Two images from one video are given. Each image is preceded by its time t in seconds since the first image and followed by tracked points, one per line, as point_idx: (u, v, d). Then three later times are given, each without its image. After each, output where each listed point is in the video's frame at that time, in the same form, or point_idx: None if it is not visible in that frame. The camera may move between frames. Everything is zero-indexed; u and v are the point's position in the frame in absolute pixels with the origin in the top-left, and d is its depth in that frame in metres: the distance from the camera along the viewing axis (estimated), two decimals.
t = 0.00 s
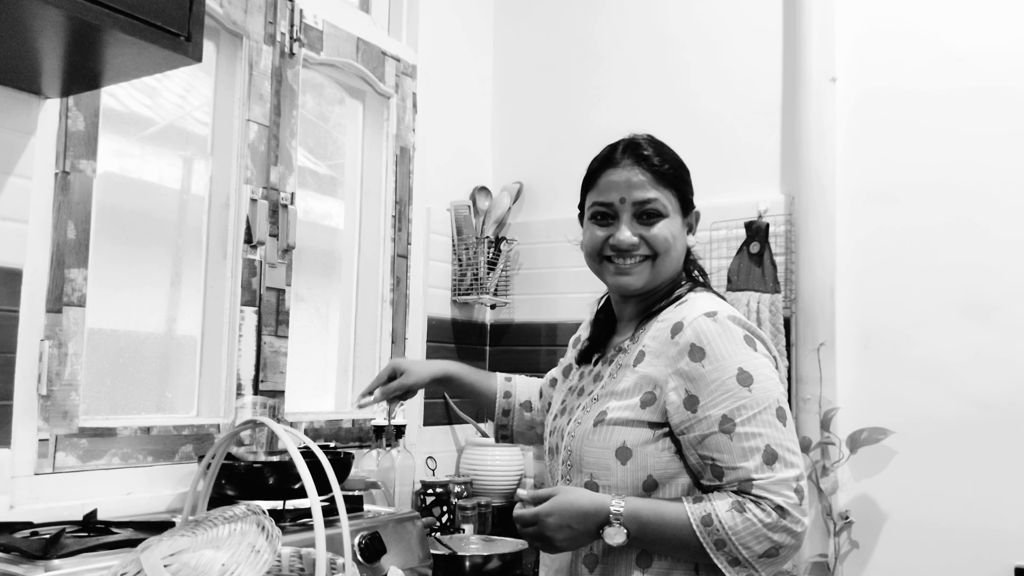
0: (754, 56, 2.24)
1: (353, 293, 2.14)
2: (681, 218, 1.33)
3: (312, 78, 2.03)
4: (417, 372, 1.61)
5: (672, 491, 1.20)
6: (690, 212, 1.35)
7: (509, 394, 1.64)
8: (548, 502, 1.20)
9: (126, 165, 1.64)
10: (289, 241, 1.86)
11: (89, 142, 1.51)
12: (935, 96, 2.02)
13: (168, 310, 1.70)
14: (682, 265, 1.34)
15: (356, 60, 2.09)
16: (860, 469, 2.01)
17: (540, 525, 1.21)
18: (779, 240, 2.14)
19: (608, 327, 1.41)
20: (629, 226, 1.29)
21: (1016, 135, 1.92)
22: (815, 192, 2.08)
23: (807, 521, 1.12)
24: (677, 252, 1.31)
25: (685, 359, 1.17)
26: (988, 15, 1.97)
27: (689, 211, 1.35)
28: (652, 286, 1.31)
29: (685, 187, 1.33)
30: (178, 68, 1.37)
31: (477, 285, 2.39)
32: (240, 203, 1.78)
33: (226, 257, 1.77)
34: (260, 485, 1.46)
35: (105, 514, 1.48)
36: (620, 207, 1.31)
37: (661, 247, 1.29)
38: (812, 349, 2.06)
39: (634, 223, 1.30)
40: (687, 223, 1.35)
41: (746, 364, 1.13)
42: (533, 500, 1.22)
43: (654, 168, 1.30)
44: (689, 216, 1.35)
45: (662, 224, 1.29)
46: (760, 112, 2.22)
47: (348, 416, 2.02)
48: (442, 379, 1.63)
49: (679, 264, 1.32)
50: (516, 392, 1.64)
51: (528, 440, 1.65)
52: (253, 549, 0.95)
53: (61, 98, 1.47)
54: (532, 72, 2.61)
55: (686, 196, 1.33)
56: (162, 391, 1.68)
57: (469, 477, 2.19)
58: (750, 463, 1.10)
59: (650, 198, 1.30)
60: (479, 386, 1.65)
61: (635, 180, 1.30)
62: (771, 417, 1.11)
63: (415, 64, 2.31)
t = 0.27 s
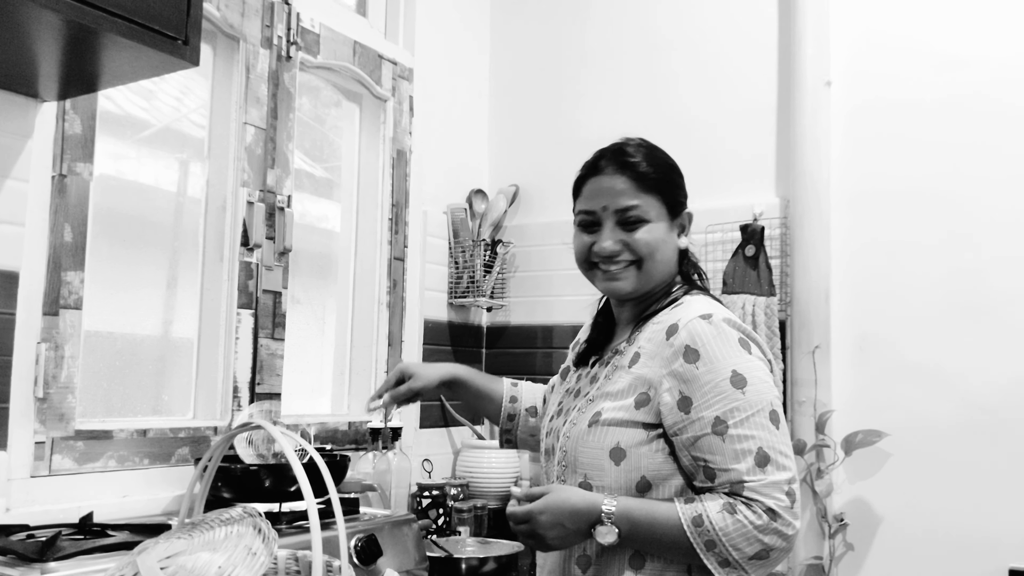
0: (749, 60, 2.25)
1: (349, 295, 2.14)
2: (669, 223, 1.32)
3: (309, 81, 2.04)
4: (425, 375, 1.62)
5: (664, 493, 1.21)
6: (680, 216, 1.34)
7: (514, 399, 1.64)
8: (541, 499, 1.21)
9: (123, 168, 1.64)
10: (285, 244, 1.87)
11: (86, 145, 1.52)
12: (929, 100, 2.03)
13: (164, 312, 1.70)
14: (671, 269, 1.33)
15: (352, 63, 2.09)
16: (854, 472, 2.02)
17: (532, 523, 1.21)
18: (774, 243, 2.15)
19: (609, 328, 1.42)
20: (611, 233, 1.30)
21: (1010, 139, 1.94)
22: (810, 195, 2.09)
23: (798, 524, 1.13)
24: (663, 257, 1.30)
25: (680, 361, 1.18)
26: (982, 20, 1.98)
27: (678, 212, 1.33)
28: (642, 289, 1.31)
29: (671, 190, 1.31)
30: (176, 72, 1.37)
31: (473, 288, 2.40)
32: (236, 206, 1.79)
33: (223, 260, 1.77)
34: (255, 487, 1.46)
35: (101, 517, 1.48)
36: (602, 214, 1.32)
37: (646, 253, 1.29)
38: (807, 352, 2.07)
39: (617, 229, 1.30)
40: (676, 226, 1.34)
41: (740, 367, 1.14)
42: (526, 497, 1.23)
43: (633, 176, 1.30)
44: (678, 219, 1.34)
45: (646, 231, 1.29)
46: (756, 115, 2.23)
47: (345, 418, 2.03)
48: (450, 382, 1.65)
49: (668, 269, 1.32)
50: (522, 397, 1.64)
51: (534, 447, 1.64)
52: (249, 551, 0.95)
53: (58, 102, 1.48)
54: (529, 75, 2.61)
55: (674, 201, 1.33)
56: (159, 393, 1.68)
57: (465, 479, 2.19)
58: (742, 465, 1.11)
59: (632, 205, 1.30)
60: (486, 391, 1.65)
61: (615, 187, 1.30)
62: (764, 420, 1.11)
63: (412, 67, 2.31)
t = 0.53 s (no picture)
0: (744, 63, 2.26)
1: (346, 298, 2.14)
2: (603, 233, 1.31)
3: (305, 83, 2.04)
4: (425, 393, 1.62)
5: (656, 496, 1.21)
6: (627, 219, 1.30)
7: (519, 409, 1.63)
8: (533, 495, 1.22)
9: (119, 170, 1.64)
10: (282, 246, 1.87)
11: (82, 147, 1.52)
12: (924, 102, 2.03)
13: (160, 315, 1.70)
14: (619, 274, 1.32)
15: (349, 65, 2.10)
16: (850, 474, 2.02)
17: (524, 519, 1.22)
18: (770, 245, 2.15)
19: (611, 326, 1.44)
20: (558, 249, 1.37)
21: (1004, 142, 1.94)
22: (806, 198, 2.10)
23: (790, 528, 1.13)
24: (599, 269, 1.32)
25: (673, 363, 1.18)
26: (975, 23, 1.99)
27: (623, 217, 1.29)
28: (599, 297, 1.35)
29: (627, 197, 1.30)
30: (172, 74, 1.37)
31: (469, 291, 2.40)
32: (233, 209, 1.79)
33: (219, 262, 1.78)
34: (252, 489, 1.46)
35: (97, 519, 1.48)
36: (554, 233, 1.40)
37: (579, 268, 1.34)
38: (803, 354, 2.07)
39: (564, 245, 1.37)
40: (625, 230, 1.30)
41: (733, 370, 1.14)
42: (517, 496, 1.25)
43: (595, 184, 1.31)
44: (626, 222, 1.30)
45: (577, 247, 1.33)
46: (751, 118, 2.23)
47: (341, 421, 2.03)
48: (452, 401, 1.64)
49: (612, 276, 1.32)
50: (526, 406, 1.63)
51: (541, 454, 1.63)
52: (245, 554, 0.95)
53: (55, 104, 1.48)
54: (525, 77, 2.62)
55: (610, 208, 1.30)
56: (155, 396, 1.68)
57: (461, 482, 2.20)
58: (734, 468, 1.11)
59: (564, 225, 1.35)
60: (489, 407, 1.64)
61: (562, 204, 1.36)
62: (757, 423, 1.12)
63: (409, 70, 2.31)
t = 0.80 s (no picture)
0: (738, 68, 2.27)
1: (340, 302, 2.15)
2: (583, 237, 1.31)
3: (300, 87, 2.04)
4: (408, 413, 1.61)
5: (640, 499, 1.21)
6: (606, 223, 1.30)
7: (502, 425, 1.62)
8: (512, 492, 1.22)
9: (112, 174, 1.64)
10: (276, 251, 1.87)
11: (75, 152, 1.52)
12: (915, 108, 2.05)
13: (153, 319, 1.70)
14: (600, 277, 1.32)
15: (343, 70, 2.10)
16: (843, 478, 2.03)
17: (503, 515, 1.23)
18: (763, 250, 2.16)
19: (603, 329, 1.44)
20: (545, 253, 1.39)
21: (995, 148, 1.95)
22: (798, 203, 2.11)
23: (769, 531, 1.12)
24: (580, 272, 1.33)
25: (653, 365, 1.18)
26: (967, 30, 2.00)
27: (601, 221, 1.30)
28: (582, 300, 1.36)
29: (609, 202, 1.29)
30: (166, 79, 1.37)
31: (463, 295, 2.40)
32: (227, 213, 1.79)
33: (213, 266, 1.78)
34: (245, 494, 1.46)
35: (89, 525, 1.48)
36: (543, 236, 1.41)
37: (561, 271, 1.35)
38: (795, 358, 2.08)
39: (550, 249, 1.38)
40: (604, 233, 1.30)
41: (711, 371, 1.13)
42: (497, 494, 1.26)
43: (580, 190, 1.32)
44: (605, 226, 1.30)
45: (559, 250, 1.34)
46: (744, 123, 2.24)
47: (335, 425, 2.02)
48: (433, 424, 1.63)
49: (592, 279, 1.32)
50: (509, 421, 1.62)
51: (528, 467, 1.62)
52: (239, 559, 0.93)
53: (48, 108, 1.48)
54: (519, 82, 2.62)
55: (591, 212, 1.30)
56: (148, 400, 1.67)
57: (455, 486, 2.20)
58: (711, 469, 1.10)
59: (549, 228, 1.36)
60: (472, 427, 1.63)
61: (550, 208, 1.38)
62: (735, 425, 1.11)
63: (403, 74, 2.32)
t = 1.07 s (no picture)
0: (734, 71, 2.27)
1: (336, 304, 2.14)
2: (581, 238, 1.31)
3: (296, 90, 2.04)
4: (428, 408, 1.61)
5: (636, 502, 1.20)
6: (603, 225, 1.29)
7: (520, 431, 1.61)
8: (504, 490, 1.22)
9: (108, 176, 1.63)
10: (272, 253, 1.87)
11: (71, 154, 1.51)
12: (912, 111, 2.05)
13: (149, 321, 1.69)
14: (597, 279, 1.32)
15: (340, 72, 2.10)
16: (840, 480, 2.03)
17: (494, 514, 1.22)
18: (760, 253, 2.16)
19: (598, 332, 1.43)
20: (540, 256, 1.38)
21: (991, 151, 1.96)
22: (794, 206, 2.11)
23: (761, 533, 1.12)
24: (577, 274, 1.32)
25: (645, 367, 1.18)
26: (963, 34, 2.01)
27: (598, 223, 1.29)
28: (579, 302, 1.36)
29: (604, 204, 1.29)
30: (162, 81, 1.37)
31: (460, 297, 2.40)
32: (223, 216, 1.78)
33: (210, 269, 1.77)
34: (242, 498, 1.46)
35: (85, 528, 1.47)
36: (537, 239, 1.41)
37: (558, 273, 1.34)
38: (793, 361, 2.08)
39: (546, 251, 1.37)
40: (602, 235, 1.30)
41: (704, 374, 1.13)
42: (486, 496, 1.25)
43: (575, 192, 1.31)
44: (602, 227, 1.30)
45: (556, 252, 1.34)
46: (741, 126, 2.25)
47: (332, 428, 2.02)
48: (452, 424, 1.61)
49: (589, 281, 1.32)
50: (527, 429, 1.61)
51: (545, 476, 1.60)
52: (235, 563, 0.93)
53: (44, 110, 1.47)
54: (516, 85, 2.63)
55: (588, 214, 1.30)
56: (145, 403, 1.67)
57: (452, 489, 2.20)
58: (704, 472, 1.10)
59: (545, 231, 1.35)
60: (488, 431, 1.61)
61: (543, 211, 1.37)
62: (728, 428, 1.10)
63: (400, 77, 2.32)
